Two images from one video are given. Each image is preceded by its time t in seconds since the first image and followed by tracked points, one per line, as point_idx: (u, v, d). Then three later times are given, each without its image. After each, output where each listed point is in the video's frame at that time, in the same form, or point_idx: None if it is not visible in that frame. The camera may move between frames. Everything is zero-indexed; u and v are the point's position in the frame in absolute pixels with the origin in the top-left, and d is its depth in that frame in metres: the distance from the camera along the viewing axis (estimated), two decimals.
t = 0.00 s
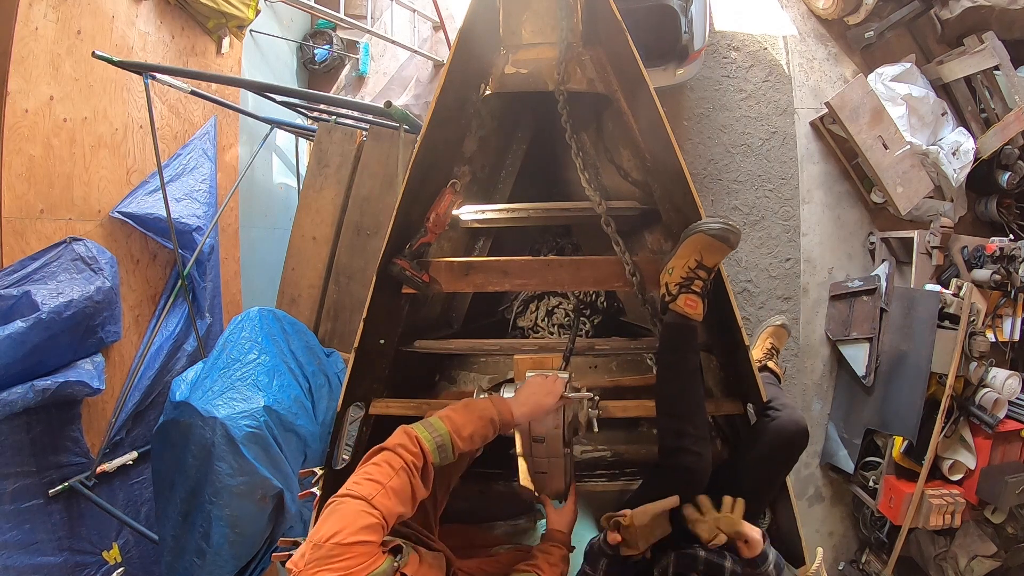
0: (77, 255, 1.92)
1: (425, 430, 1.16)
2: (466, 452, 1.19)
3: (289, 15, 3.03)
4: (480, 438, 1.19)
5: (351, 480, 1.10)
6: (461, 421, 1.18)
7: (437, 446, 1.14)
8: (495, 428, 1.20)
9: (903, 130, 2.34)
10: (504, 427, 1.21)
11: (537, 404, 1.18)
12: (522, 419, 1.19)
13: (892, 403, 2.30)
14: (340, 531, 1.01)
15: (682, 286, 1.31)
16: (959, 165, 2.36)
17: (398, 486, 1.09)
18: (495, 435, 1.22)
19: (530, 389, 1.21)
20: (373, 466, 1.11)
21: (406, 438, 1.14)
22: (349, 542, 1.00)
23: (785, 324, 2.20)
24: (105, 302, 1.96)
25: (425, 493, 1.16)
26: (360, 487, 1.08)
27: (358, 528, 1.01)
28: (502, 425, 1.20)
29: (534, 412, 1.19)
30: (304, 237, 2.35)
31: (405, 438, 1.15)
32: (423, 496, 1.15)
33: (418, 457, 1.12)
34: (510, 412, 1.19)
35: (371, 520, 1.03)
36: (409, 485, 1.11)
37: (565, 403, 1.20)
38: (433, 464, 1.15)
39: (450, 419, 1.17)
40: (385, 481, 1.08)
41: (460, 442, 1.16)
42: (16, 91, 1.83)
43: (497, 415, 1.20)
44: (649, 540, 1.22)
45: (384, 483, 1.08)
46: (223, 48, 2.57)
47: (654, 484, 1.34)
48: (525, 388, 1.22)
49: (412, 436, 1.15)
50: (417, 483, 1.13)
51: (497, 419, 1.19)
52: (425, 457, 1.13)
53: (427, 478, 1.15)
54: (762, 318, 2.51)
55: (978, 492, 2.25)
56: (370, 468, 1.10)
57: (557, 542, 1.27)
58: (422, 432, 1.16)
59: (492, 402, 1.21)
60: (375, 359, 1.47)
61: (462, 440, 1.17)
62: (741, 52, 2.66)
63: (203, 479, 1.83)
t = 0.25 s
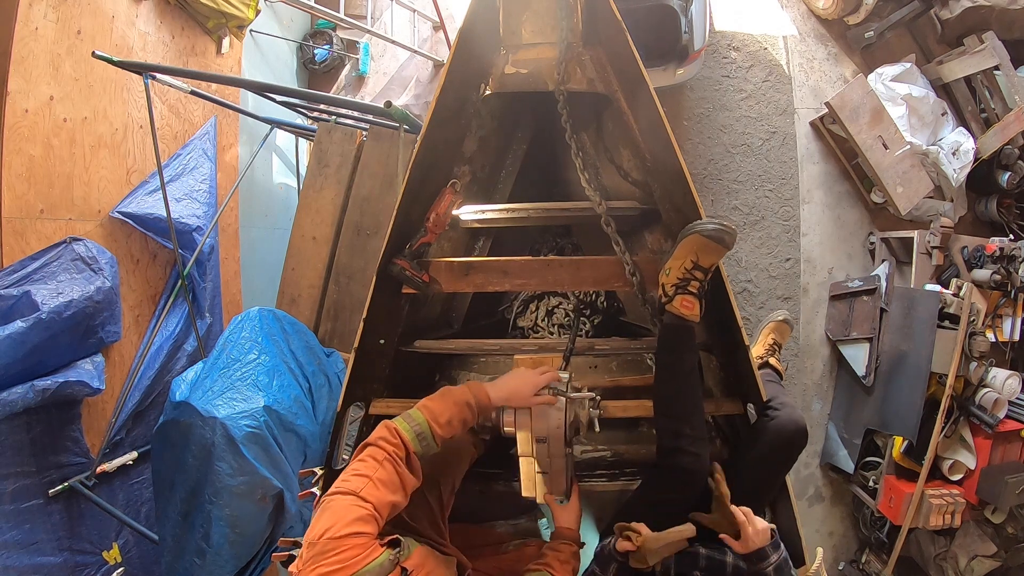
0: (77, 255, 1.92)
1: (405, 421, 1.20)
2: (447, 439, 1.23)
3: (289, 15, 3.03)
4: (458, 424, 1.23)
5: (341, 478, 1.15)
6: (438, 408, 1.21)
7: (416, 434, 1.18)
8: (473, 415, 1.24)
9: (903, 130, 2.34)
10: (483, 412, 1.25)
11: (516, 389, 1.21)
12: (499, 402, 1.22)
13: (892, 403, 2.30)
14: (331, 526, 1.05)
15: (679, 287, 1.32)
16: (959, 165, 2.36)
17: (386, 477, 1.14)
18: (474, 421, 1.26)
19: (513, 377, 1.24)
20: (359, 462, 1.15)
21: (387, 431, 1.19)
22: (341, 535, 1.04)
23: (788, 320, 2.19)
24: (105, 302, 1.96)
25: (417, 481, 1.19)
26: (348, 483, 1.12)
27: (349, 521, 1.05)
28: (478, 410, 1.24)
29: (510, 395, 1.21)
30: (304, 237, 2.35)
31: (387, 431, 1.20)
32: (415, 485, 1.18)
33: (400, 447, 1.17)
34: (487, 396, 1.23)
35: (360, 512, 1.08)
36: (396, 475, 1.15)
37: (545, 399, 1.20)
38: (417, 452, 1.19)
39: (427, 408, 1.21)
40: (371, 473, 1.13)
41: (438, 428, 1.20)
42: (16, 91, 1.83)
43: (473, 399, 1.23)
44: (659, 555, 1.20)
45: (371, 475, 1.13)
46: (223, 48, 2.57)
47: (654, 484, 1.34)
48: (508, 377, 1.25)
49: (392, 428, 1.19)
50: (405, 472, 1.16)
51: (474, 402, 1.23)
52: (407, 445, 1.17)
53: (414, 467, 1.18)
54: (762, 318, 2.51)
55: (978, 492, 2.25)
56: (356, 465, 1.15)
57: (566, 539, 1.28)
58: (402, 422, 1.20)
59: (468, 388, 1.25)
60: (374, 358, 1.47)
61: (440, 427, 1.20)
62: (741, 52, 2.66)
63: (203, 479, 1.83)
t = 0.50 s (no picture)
0: (77, 255, 1.93)
1: (415, 439, 1.18)
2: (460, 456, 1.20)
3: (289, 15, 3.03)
4: (470, 440, 1.20)
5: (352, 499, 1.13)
6: (448, 425, 1.19)
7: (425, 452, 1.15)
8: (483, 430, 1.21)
9: (903, 130, 2.34)
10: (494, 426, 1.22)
11: (520, 398, 1.19)
12: (507, 415, 1.20)
13: (892, 403, 2.30)
14: (343, 549, 1.03)
15: (682, 287, 1.32)
16: (959, 165, 2.36)
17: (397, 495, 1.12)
18: (484, 436, 1.23)
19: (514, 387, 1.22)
20: (369, 481, 1.13)
21: (397, 450, 1.16)
22: (353, 557, 1.02)
23: (784, 321, 2.21)
24: (105, 302, 1.96)
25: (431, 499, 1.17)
26: (358, 504, 1.10)
27: (361, 542, 1.04)
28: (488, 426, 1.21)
29: (517, 406, 1.20)
30: (304, 237, 2.35)
31: (397, 450, 1.17)
32: (428, 503, 1.16)
33: (411, 464, 1.14)
34: (495, 411, 1.20)
35: (373, 531, 1.06)
36: (408, 493, 1.13)
37: (552, 403, 1.20)
38: (428, 470, 1.16)
39: (437, 425, 1.19)
40: (382, 492, 1.11)
41: (449, 445, 1.17)
42: (16, 91, 1.83)
43: (482, 416, 1.20)
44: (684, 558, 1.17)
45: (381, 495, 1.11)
46: (223, 48, 2.57)
47: (654, 484, 1.33)
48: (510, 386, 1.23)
49: (401, 447, 1.17)
50: (417, 490, 1.14)
51: (483, 419, 1.20)
52: (417, 464, 1.15)
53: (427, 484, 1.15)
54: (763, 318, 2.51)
55: (978, 492, 2.25)
56: (366, 484, 1.13)
57: (574, 529, 1.28)
58: (412, 441, 1.17)
59: (477, 404, 1.22)
60: (374, 358, 1.47)
61: (450, 443, 1.18)
62: (741, 52, 2.66)
63: (203, 479, 1.83)
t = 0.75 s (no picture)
0: (77, 255, 1.93)
1: (431, 452, 1.15)
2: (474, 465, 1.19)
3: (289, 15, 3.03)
4: (484, 448, 1.18)
5: (376, 523, 1.07)
6: (462, 435, 1.17)
7: (445, 464, 1.13)
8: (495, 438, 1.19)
9: (903, 130, 2.34)
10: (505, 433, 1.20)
11: (526, 401, 1.17)
12: (517, 419, 1.18)
13: (892, 403, 2.30)
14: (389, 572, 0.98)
15: (681, 287, 1.31)
16: (959, 165, 2.36)
17: (427, 509, 1.08)
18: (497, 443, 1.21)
19: (518, 389, 1.20)
20: (395, 499, 1.08)
21: (416, 465, 1.13)
22: None
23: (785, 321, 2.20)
24: (105, 302, 1.96)
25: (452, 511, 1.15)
26: (390, 523, 1.05)
27: (406, 561, 0.99)
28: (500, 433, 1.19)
29: (525, 410, 1.18)
30: (304, 237, 2.35)
31: (414, 465, 1.14)
32: (450, 516, 1.14)
33: (435, 478, 1.12)
34: (506, 416, 1.18)
35: (413, 549, 1.02)
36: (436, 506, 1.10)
37: (557, 403, 1.17)
38: (449, 482, 1.14)
39: (451, 436, 1.17)
40: (411, 508, 1.07)
41: (466, 455, 1.16)
42: (16, 91, 1.83)
43: (494, 423, 1.18)
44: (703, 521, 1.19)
45: (412, 511, 1.07)
46: (223, 48, 2.57)
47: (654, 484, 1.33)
48: (514, 388, 1.20)
49: (419, 462, 1.13)
50: (443, 504, 1.12)
51: (496, 426, 1.18)
52: (440, 476, 1.12)
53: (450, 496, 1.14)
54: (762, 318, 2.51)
55: (978, 492, 2.25)
56: (392, 503, 1.08)
57: (563, 539, 1.28)
58: (428, 455, 1.14)
59: (487, 411, 1.20)
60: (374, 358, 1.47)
61: (467, 454, 1.16)
62: (741, 52, 2.66)
63: (203, 479, 1.83)
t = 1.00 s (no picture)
0: (77, 255, 1.93)
1: (437, 462, 1.14)
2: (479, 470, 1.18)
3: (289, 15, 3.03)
4: (489, 454, 1.17)
5: (394, 541, 1.04)
6: (467, 442, 1.16)
7: (454, 473, 1.13)
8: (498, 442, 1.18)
9: (903, 130, 2.34)
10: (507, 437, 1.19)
11: (526, 401, 1.18)
12: (518, 420, 1.18)
13: (892, 403, 2.30)
14: None
15: (682, 287, 1.31)
16: (959, 165, 2.36)
17: (444, 519, 1.08)
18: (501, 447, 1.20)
19: (518, 390, 1.20)
20: (411, 513, 1.07)
21: (424, 477, 1.12)
22: None
23: (786, 320, 2.20)
24: (105, 302, 1.96)
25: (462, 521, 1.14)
26: (411, 536, 1.03)
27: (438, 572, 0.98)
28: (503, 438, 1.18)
29: (526, 410, 1.18)
30: (304, 237, 2.35)
31: (421, 476, 1.13)
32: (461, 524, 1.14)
33: (447, 488, 1.11)
34: (508, 419, 1.18)
35: (440, 561, 1.00)
36: (451, 515, 1.10)
37: (556, 402, 1.18)
38: (457, 491, 1.14)
39: (455, 444, 1.15)
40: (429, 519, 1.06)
41: (472, 463, 1.15)
42: (16, 91, 1.83)
43: (498, 427, 1.17)
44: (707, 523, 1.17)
45: (431, 522, 1.06)
46: (223, 48, 2.57)
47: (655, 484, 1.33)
48: (514, 390, 1.21)
49: (427, 473, 1.12)
50: (455, 512, 1.12)
51: (500, 430, 1.17)
52: (450, 486, 1.12)
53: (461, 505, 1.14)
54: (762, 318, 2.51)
55: (978, 492, 2.25)
56: (409, 517, 1.06)
57: (554, 538, 1.32)
58: (434, 465, 1.13)
59: (488, 414, 1.19)
60: (374, 359, 1.47)
61: (473, 461, 1.15)
62: (741, 52, 2.66)
63: (203, 478, 1.83)
